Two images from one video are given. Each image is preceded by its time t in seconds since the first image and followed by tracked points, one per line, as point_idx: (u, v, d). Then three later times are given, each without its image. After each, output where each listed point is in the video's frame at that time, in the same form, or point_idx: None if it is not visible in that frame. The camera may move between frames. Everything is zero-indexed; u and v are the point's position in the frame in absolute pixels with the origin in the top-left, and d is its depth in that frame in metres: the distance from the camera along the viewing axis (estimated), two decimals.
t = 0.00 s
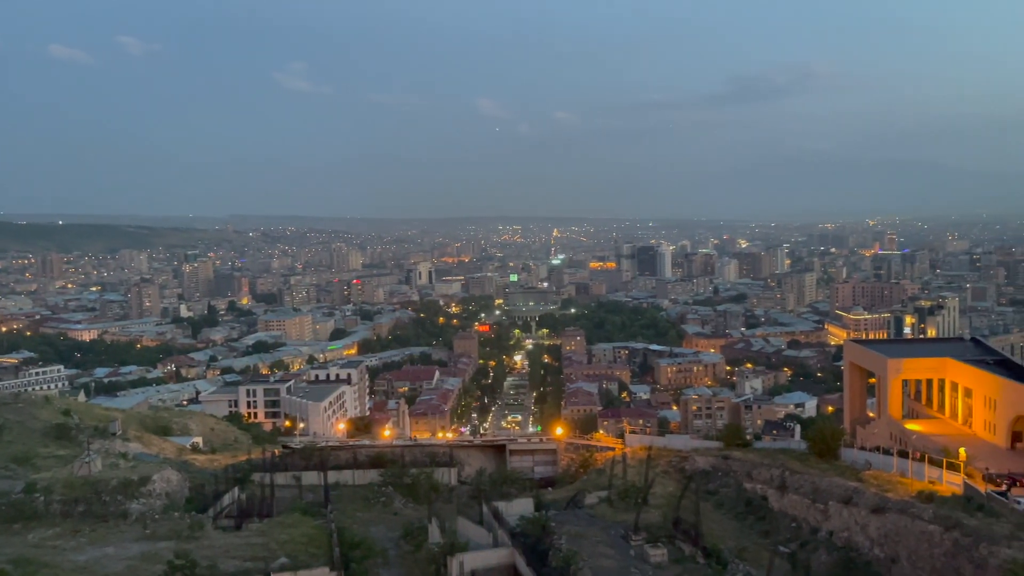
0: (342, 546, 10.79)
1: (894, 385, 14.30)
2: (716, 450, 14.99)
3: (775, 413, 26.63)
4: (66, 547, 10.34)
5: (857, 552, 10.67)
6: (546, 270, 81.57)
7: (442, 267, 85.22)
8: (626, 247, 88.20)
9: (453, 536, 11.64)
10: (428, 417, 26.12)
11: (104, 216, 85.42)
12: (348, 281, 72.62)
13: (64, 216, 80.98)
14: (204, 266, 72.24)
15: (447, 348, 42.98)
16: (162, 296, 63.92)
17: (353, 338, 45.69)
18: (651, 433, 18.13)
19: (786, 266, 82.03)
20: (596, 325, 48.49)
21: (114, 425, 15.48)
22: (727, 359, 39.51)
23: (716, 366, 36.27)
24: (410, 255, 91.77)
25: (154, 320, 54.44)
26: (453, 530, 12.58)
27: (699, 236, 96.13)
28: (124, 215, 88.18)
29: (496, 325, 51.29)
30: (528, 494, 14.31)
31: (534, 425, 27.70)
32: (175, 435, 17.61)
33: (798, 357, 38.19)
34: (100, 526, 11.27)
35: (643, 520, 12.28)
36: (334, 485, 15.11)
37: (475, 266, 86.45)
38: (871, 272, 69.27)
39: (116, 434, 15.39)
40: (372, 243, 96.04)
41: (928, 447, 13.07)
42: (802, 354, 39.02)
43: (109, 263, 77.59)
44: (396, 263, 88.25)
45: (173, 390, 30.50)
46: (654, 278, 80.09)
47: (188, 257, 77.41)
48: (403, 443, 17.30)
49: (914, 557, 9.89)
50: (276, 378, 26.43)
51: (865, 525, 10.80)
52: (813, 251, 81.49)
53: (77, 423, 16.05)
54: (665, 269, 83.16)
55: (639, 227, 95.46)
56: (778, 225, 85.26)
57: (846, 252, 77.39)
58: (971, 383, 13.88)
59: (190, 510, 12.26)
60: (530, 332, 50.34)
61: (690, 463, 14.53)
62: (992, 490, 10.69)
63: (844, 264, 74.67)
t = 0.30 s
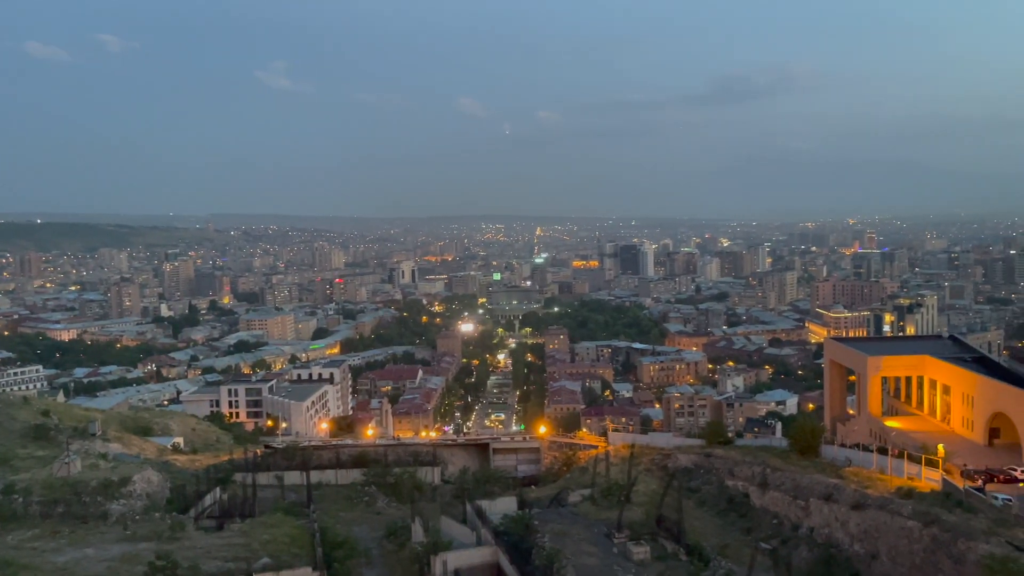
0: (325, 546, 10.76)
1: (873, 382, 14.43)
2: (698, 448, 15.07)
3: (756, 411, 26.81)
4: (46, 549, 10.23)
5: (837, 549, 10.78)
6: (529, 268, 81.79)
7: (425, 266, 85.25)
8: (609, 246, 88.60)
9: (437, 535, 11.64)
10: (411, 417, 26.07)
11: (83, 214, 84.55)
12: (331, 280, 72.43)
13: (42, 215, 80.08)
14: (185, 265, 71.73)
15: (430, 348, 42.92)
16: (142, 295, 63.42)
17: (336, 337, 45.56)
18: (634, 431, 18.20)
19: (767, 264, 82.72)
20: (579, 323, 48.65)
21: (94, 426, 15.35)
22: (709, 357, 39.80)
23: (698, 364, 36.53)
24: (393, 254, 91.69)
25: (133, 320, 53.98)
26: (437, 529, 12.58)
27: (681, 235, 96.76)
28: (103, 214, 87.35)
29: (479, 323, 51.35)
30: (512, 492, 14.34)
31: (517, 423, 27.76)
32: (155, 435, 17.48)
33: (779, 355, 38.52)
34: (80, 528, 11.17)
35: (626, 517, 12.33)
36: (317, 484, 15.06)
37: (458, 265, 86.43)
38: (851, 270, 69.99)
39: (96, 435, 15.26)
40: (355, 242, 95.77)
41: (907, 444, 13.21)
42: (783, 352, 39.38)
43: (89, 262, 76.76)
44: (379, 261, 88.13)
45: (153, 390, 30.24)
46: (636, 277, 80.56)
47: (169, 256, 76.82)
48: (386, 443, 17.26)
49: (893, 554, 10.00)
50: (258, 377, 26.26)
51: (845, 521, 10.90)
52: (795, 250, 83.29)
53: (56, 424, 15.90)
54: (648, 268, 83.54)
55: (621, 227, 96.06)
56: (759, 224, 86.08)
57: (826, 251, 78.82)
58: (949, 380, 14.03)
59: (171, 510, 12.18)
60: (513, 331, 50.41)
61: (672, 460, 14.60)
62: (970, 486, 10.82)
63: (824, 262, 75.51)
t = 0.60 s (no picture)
0: (309, 545, 10.73)
1: (855, 379, 14.54)
2: (682, 445, 15.14)
3: (739, 408, 27.00)
4: (26, 550, 10.13)
5: (819, 545, 10.87)
6: (513, 266, 81.89)
7: (409, 264, 85.14)
8: (593, 244, 88.83)
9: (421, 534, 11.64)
10: (396, 415, 26.06)
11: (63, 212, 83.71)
12: (315, 278, 72.18)
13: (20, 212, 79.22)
14: (167, 263, 71.18)
15: (414, 346, 42.86)
16: (123, 294, 62.90)
17: (320, 335, 45.40)
18: (618, 428, 18.26)
19: (750, 263, 83.16)
20: (564, 321, 48.74)
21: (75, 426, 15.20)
22: (692, 355, 40.04)
23: (681, 361, 36.76)
24: (377, 252, 91.48)
25: (114, 319, 53.51)
26: (421, 528, 12.57)
27: (664, 233, 96.93)
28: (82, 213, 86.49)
29: (463, 321, 51.38)
30: (496, 490, 14.35)
31: (502, 422, 27.84)
32: (137, 435, 17.34)
33: (762, 352, 38.79)
34: (60, 529, 11.07)
35: (610, 514, 12.39)
36: (301, 484, 15.00)
37: (443, 263, 86.31)
38: (832, 268, 70.47)
39: (76, 435, 15.11)
40: (339, 241, 95.41)
41: (888, 440, 13.34)
42: (766, 349, 39.64)
43: (69, 260, 75.96)
44: (363, 260, 87.90)
45: (135, 389, 29.99)
46: (620, 274, 80.86)
47: (150, 254, 76.20)
48: (370, 442, 17.21)
49: (875, 549, 10.10)
50: (241, 376, 26.09)
51: (827, 517, 11.00)
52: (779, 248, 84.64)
53: (36, 424, 15.73)
54: (632, 266, 83.79)
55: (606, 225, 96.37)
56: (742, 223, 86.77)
57: (808, 248, 79.52)
58: (930, 377, 14.17)
59: (153, 510, 12.10)
60: (497, 329, 50.42)
61: (656, 458, 14.68)
62: (951, 481, 10.95)
63: (807, 260, 76.17)
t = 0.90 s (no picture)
0: (293, 544, 10.68)
1: (837, 376, 14.65)
2: (666, 442, 15.21)
3: (724, 405, 27.40)
4: (6, 551, 10.03)
5: (802, 540, 10.97)
6: (498, 264, 81.78)
7: (394, 262, 84.83)
8: (578, 242, 88.95)
9: (406, 532, 11.64)
10: (381, 414, 26.03)
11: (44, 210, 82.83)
12: (298, 276, 71.78)
13: None
14: (149, 262, 70.59)
15: (399, 344, 42.76)
16: (105, 292, 62.35)
17: (304, 334, 45.20)
18: (603, 426, 18.30)
19: (733, 260, 83.55)
20: (549, 318, 48.76)
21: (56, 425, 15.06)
22: (677, 352, 40.18)
23: (666, 359, 36.90)
24: (362, 250, 91.14)
25: (96, 317, 53.06)
26: (406, 526, 12.56)
27: (648, 232, 97.09)
28: (63, 211, 85.59)
29: (448, 320, 51.29)
30: (481, 488, 14.33)
31: (487, 420, 27.87)
32: (119, 435, 17.19)
33: (746, 349, 38.97)
34: (42, 529, 10.97)
35: (595, 512, 12.41)
36: (285, 482, 14.94)
37: (428, 261, 86.12)
38: (815, 266, 70.87)
39: (58, 435, 14.98)
40: (323, 239, 94.93)
41: (870, 436, 13.46)
42: (750, 347, 39.80)
43: (50, 258, 75.19)
44: (347, 258, 87.54)
45: (117, 388, 29.75)
46: (605, 272, 81.01)
47: (133, 252, 75.54)
48: (355, 440, 17.16)
49: (857, 543, 10.17)
50: (224, 375, 25.92)
51: (810, 512, 11.07)
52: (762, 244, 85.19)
53: (17, 423, 15.58)
54: (616, 264, 84.01)
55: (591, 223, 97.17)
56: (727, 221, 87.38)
57: (791, 247, 79.92)
58: (911, 373, 14.30)
59: (136, 510, 12.02)
60: (482, 327, 50.38)
61: (641, 455, 14.73)
62: (932, 477, 11.07)
63: (790, 258, 76.60)
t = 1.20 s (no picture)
0: (277, 543, 10.63)
1: (820, 373, 14.76)
2: (651, 439, 15.27)
3: (707, 402, 27.54)
4: None
5: (785, 536, 11.05)
6: (483, 262, 81.67)
7: (378, 260, 84.52)
8: (563, 239, 89.06)
9: (391, 530, 11.63)
10: (365, 412, 25.94)
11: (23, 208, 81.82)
12: (282, 274, 71.36)
13: None
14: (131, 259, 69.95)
15: (384, 342, 42.66)
16: (86, 290, 61.69)
17: (288, 332, 44.93)
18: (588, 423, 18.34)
19: (717, 258, 83.91)
20: (534, 316, 48.78)
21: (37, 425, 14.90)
22: (661, 349, 40.31)
23: (650, 356, 37.03)
24: (346, 248, 90.76)
25: (77, 315, 52.56)
26: (391, 524, 12.54)
27: (633, 229, 97.56)
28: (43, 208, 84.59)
29: (433, 318, 51.18)
30: (466, 486, 14.33)
31: (472, 417, 27.86)
32: (101, 434, 17.04)
33: (730, 347, 39.16)
34: (22, 529, 10.86)
35: (580, 509, 12.45)
36: (269, 481, 14.87)
37: (412, 259, 85.91)
38: (798, 262, 71.30)
39: (39, 434, 14.82)
40: (306, 236, 94.39)
41: (852, 432, 13.59)
42: (733, 344, 39.99)
43: (30, 257, 74.42)
44: (332, 256, 87.16)
45: (99, 387, 29.49)
46: (590, 270, 81.11)
47: (114, 250, 74.81)
48: (340, 438, 17.11)
49: (839, 539, 10.25)
50: (207, 374, 25.75)
51: (793, 508, 11.15)
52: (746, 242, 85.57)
53: None
54: (601, 261, 84.13)
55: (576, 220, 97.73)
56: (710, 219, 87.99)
57: (774, 244, 80.30)
58: (893, 370, 14.43)
59: (118, 510, 11.92)
60: (467, 325, 50.34)
61: (625, 452, 14.78)
62: (914, 472, 11.17)
63: (773, 255, 77.03)
